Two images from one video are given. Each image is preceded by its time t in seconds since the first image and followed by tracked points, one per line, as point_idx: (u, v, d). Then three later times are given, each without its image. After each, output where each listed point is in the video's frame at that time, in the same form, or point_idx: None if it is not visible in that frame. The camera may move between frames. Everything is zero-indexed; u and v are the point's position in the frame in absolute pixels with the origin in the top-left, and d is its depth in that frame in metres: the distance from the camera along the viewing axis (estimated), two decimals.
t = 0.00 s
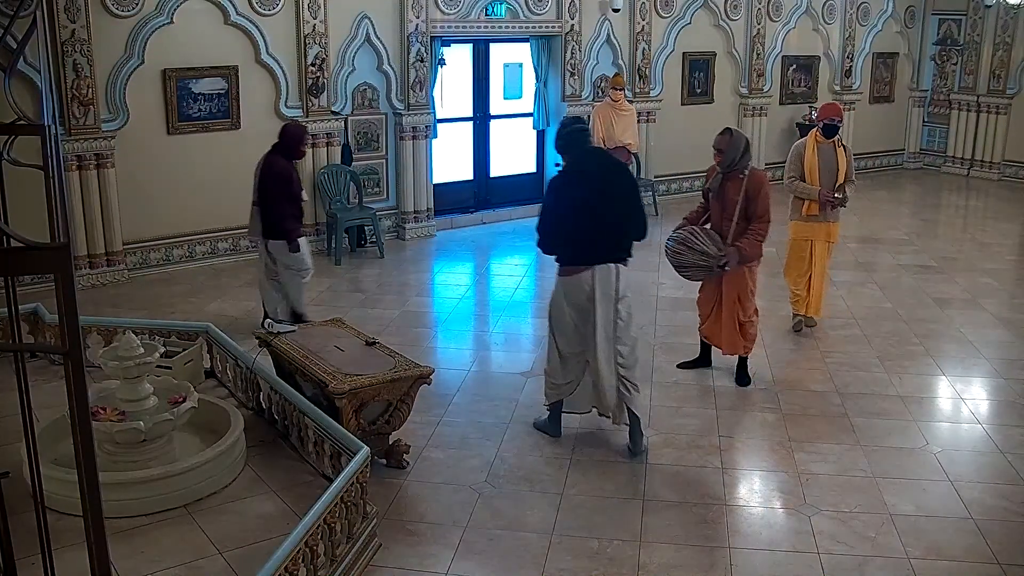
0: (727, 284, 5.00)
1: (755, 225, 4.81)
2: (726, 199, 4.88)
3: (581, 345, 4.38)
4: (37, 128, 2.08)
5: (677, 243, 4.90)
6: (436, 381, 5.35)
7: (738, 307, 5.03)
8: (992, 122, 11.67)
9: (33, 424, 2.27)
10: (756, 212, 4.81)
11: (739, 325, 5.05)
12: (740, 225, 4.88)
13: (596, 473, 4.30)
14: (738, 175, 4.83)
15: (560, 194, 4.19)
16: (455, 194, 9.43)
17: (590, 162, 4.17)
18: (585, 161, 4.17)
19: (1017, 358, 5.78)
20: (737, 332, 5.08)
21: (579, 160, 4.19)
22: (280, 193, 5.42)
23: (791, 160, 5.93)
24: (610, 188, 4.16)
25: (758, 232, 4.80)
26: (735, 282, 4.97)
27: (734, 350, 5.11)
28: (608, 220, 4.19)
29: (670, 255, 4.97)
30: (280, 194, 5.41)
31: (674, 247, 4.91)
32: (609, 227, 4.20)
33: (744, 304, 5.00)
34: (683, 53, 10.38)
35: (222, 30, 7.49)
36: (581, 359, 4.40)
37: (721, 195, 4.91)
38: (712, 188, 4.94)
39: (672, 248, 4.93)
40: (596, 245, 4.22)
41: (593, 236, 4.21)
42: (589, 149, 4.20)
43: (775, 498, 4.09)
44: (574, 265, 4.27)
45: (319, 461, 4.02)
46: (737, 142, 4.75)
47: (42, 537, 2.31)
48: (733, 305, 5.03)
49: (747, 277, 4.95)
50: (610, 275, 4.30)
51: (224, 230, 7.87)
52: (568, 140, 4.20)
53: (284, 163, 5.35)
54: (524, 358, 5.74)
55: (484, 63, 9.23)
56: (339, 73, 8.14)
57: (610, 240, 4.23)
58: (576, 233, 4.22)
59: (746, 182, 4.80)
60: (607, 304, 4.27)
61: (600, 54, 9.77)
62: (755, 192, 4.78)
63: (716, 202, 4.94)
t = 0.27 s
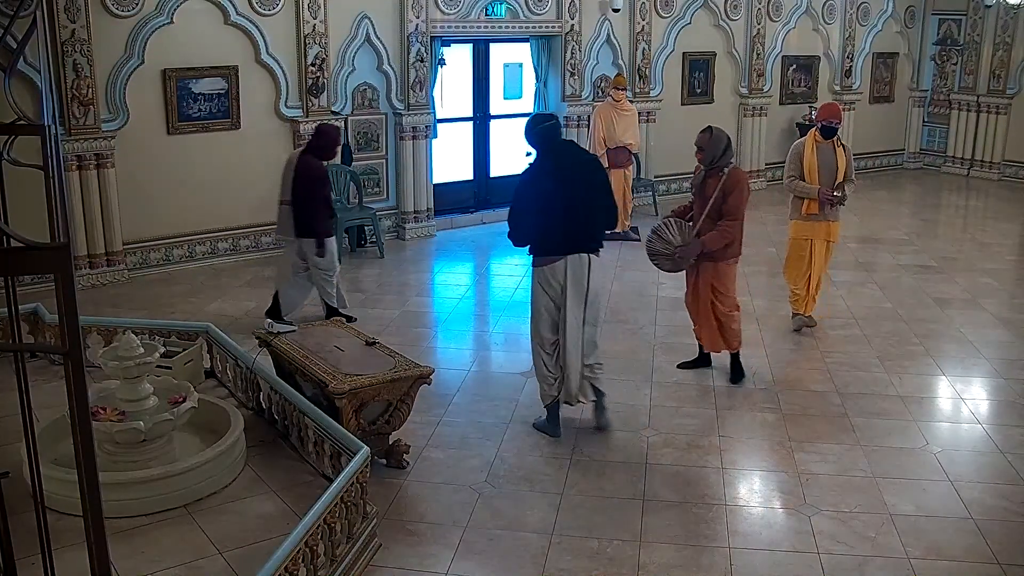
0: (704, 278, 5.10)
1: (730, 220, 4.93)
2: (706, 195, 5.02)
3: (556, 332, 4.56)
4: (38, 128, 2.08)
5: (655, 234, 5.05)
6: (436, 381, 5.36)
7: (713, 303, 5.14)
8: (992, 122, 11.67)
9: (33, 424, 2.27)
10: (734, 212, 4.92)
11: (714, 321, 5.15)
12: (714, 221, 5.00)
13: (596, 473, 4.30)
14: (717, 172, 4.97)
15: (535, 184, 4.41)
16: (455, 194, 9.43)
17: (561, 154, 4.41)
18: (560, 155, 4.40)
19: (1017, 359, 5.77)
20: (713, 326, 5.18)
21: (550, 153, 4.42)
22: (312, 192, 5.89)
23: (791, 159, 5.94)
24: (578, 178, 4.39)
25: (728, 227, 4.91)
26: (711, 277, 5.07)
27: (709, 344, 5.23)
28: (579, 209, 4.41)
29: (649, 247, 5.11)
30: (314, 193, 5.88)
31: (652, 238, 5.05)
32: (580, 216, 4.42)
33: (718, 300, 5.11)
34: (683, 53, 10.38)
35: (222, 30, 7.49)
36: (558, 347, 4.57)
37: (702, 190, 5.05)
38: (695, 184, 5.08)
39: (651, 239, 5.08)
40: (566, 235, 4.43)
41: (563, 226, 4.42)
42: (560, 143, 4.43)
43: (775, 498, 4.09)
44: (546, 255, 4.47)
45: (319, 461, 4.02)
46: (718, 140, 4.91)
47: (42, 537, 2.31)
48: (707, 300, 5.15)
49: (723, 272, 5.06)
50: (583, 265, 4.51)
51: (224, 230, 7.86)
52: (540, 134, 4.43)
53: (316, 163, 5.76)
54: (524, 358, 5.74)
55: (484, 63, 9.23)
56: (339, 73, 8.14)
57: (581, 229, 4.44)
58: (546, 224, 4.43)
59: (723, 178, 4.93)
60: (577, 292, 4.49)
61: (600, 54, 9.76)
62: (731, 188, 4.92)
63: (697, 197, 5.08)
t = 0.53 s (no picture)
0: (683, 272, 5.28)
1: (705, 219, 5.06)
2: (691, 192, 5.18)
3: (553, 325, 4.58)
4: (38, 129, 2.08)
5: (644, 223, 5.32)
6: (435, 381, 5.35)
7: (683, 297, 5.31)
8: (992, 122, 11.67)
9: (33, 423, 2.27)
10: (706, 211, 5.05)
11: (683, 315, 5.32)
12: (693, 218, 5.16)
13: (596, 473, 4.30)
14: (703, 170, 5.12)
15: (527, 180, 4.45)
16: (455, 194, 9.43)
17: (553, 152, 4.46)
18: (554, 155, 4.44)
19: (1017, 359, 5.77)
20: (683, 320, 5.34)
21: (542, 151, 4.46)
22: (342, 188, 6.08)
23: (790, 159, 5.94)
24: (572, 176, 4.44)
25: (698, 226, 5.06)
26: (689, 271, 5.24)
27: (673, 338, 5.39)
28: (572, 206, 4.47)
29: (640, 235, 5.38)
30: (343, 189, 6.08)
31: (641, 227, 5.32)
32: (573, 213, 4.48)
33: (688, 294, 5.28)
34: (683, 53, 10.38)
35: (223, 30, 7.49)
36: (558, 343, 4.58)
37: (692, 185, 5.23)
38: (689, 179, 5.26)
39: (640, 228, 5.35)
40: (557, 233, 4.49)
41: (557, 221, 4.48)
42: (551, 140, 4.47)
43: (775, 498, 4.09)
44: (534, 253, 4.52)
45: (319, 461, 4.03)
46: (706, 136, 5.03)
47: (42, 537, 2.31)
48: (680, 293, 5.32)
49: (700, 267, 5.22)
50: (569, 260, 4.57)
51: (224, 230, 7.86)
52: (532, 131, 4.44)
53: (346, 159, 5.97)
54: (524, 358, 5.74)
55: (484, 63, 9.23)
56: (339, 73, 8.14)
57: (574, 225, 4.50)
58: (537, 220, 4.47)
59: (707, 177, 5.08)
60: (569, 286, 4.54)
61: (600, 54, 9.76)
62: (711, 187, 5.05)
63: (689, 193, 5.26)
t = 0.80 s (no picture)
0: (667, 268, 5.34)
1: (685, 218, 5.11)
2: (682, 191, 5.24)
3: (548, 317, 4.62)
4: (37, 129, 2.08)
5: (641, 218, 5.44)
6: (436, 381, 5.35)
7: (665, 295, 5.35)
8: (992, 122, 11.67)
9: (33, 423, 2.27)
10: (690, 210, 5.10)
11: (662, 310, 5.36)
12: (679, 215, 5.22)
13: (596, 472, 4.30)
14: (694, 170, 5.18)
15: (526, 177, 4.49)
16: (455, 194, 9.43)
17: (552, 150, 4.51)
18: (551, 152, 4.49)
19: (1017, 359, 5.77)
20: (661, 316, 5.38)
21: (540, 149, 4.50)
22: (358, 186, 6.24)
23: (791, 158, 5.94)
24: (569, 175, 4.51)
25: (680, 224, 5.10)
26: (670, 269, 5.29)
27: (644, 328, 5.44)
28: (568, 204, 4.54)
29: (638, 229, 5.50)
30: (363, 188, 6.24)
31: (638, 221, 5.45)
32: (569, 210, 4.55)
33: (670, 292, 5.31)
34: (683, 53, 10.38)
35: (222, 30, 7.49)
36: (552, 335, 4.61)
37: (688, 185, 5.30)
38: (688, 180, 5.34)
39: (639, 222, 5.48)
40: (555, 231, 4.54)
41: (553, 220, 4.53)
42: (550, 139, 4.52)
43: (774, 498, 4.09)
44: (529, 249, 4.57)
45: (320, 461, 4.03)
46: (699, 135, 5.08)
47: (42, 537, 2.31)
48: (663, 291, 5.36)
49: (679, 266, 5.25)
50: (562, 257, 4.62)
51: (225, 230, 7.87)
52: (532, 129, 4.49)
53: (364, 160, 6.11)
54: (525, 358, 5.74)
55: (485, 63, 9.23)
56: (339, 73, 8.14)
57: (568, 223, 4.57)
58: (534, 217, 4.52)
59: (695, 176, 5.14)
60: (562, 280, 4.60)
61: (600, 54, 9.76)
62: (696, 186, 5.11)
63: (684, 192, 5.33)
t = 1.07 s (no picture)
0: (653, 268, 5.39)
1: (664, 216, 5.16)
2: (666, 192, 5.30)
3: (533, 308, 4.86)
4: (37, 128, 2.08)
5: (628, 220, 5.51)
6: (436, 381, 5.35)
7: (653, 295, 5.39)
8: (992, 122, 11.67)
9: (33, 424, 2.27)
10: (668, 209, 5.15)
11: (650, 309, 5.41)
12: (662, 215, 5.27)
13: (596, 472, 4.31)
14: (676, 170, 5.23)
15: (524, 171, 4.70)
16: (455, 193, 9.43)
17: (549, 143, 4.74)
18: (545, 146, 4.73)
19: (1017, 359, 5.78)
20: (649, 315, 5.43)
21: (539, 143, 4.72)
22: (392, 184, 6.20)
23: (791, 158, 5.94)
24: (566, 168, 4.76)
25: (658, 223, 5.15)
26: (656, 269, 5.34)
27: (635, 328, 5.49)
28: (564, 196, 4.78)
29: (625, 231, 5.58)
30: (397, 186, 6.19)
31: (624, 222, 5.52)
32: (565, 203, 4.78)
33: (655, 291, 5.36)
34: (683, 53, 10.39)
35: (222, 30, 7.49)
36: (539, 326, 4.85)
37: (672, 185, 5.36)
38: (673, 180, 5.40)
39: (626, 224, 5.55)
40: (551, 223, 4.74)
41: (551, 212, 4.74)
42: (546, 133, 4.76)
43: (775, 498, 4.09)
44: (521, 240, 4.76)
45: (319, 461, 4.03)
46: (679, 136, 5.14)
47: (42, 537, 2.32)
48: (650, 291, 5.40)
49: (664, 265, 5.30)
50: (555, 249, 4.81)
51: (225, 230, 7.87)
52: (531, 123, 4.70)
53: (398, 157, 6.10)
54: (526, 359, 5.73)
55: (485, 63, 9.23)
56: (339, 73, 8.14)
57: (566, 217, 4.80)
58: (531, 210, 4.73)
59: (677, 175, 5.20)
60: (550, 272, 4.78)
61: (600, 54, 9.77)
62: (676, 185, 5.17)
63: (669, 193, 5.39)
